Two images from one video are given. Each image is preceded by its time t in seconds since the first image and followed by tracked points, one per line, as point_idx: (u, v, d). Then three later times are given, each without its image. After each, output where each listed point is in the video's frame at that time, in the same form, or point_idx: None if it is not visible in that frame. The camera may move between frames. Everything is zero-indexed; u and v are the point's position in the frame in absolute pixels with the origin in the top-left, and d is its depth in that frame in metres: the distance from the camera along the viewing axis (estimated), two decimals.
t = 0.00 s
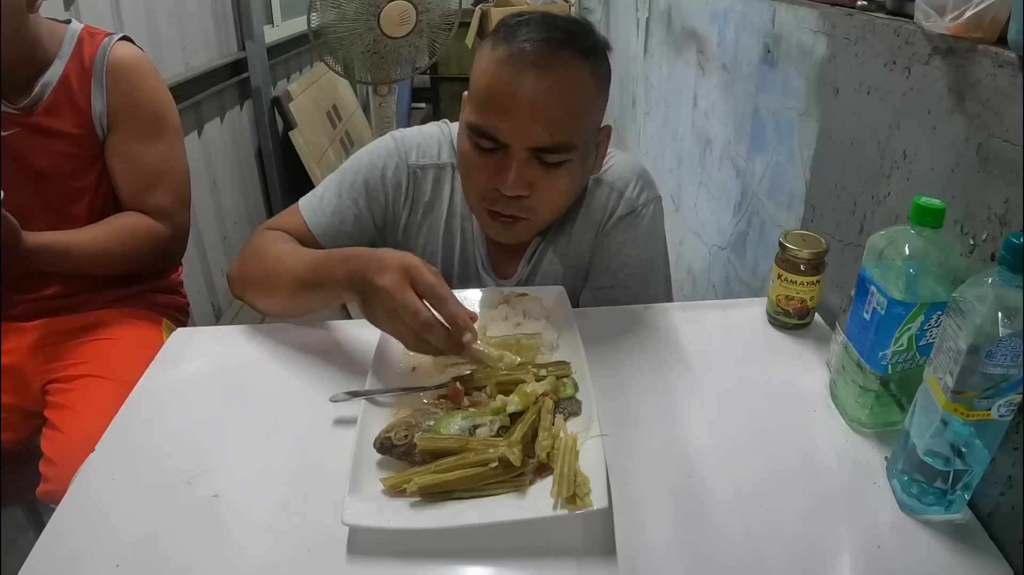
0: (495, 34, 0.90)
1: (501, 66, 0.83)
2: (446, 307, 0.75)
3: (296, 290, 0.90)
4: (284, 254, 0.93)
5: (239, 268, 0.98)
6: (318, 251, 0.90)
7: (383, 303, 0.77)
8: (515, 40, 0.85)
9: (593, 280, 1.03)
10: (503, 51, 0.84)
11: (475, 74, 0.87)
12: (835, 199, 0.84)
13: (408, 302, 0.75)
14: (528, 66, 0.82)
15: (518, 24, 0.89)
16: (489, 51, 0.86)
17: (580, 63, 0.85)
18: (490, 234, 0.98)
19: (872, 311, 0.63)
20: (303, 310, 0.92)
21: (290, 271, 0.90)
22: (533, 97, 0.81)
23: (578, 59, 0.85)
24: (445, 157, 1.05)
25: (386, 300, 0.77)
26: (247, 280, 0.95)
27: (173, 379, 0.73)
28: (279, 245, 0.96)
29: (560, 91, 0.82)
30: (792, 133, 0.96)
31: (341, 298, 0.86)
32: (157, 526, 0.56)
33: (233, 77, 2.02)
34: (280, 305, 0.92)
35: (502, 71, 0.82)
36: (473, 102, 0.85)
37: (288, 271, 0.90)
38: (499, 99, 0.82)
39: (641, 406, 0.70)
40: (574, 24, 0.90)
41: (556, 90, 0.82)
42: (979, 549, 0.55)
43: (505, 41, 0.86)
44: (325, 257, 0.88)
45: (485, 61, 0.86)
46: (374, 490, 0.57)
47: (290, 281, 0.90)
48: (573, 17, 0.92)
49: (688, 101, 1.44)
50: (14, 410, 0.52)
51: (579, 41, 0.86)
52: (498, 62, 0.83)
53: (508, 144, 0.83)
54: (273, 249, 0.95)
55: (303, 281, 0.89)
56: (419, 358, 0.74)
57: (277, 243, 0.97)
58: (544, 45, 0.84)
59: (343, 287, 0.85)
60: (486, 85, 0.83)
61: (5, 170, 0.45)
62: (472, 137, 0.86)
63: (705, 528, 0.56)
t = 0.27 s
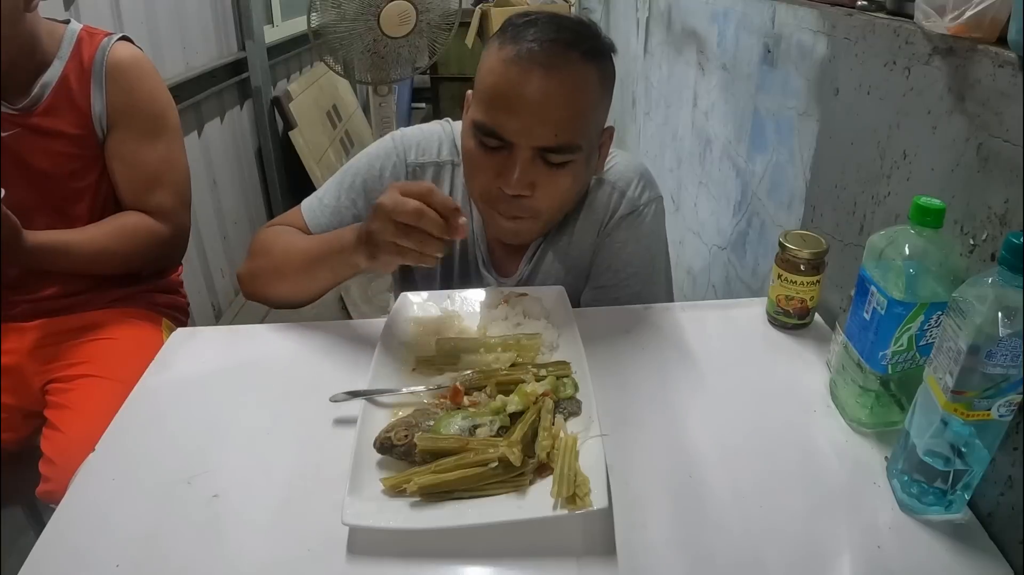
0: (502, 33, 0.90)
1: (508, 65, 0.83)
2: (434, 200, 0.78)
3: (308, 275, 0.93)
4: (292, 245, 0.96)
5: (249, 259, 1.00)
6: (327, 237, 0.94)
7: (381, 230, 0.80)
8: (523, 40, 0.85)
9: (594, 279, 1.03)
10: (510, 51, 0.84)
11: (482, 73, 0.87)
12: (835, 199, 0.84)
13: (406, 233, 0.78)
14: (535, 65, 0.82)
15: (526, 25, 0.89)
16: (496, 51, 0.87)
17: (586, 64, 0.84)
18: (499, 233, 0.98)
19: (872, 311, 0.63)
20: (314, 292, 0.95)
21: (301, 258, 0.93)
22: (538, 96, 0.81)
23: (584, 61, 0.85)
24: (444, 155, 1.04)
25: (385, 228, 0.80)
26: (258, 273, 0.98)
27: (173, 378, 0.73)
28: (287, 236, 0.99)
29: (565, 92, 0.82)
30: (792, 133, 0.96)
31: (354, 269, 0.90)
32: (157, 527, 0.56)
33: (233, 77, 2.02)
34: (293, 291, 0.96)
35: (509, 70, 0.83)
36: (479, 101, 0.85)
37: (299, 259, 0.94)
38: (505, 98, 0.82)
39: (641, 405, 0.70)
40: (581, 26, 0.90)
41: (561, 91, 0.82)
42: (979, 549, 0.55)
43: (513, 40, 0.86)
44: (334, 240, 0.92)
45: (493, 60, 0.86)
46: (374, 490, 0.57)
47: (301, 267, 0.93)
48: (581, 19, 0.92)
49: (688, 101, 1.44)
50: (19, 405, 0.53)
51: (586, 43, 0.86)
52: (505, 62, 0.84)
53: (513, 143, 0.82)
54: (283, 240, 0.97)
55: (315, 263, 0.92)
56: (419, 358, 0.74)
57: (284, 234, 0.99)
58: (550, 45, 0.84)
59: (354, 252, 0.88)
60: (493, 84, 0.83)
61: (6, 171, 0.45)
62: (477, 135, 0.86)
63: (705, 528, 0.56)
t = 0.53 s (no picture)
0: (503, 31, 0.90)
1: (508, 61, 0.83)
2: (448, 273, 0.78)
3: (307, 272, 0.93)
4: (293, 241, 0.95)
5: (250, 253, 1.01)
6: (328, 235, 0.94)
7: (383, 257, 0.81)
8: (524, 37, 0.85)
9: (595, 278, 1.04)
10: (510, 48, 0.84)
11: (483, 69, 0.87)
12: (835, 199, 0.84)
13: (414, 261, 0.78)
14: (535, 62, 0.82)
15: (526, 22, 0.89)
16: (497, 47, 0.87)
17: (586, 62, 0.84)
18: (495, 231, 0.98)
19: (872, 311, 0.63)
20: (314, 290, 0.95)
21: (301, 254, 0.93)
22: (538, 92, 0.81)
23: (584, 58, 0.85)
24: (445, 153, 1.04)
25: (392, 258, 0.81)
26: (258, 268, 0.98)
27: (173, 378, 0.73)
28: (288, 231, 0.98)
29: (565, 89, 0.82)
30: (792, 133, 0.96)
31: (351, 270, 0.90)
32: (157, 526, 0.56)
33: (233, 77, 2.02)
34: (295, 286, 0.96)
35: (509, 67, 0.82)
36: (480, 98, 0.85)
37: (299, 256, 0.93)
38: (505, 95, 0.82)
39: (640, 405, 0.70)
40: (581, 22, 0.89)
41: (561, 88, 0.82)
42: (979, 549, 0.55)
43: (513, 37, 0.86)
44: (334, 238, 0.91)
45: (493, 56, 0.86)
46: (373, 490, 0.57)
47: (301, 264, 0.93)
48: (581, 16, 0.92)
49: (688, 101, 1.44)
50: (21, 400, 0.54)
51: (586, 40, 0.86)
52: (505, 58, 0.83)
53: (512, 139, 0.82)
54: (284, 236, 0.97)
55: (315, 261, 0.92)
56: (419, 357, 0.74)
57: (285, 230, 0.99)
58: (550, 42, 0.83)
59: (354, 257, 0.88)
60: (493, 81, 0.83)
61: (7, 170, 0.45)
62: (477, 132, 0.86)
63: (705, 528, 0.56)
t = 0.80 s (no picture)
0: (504, 30, 0.90)
1: (510, 61, 0.83)
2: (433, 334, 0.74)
3: (298, 284, 0.92)
4: (288, 248, 0.94)
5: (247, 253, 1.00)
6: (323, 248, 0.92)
7: (373, 293, 0.78)
8: (525, 37, 0.85)
9: (595, 277, 1.04)
10: (512, 47, 0.84)
11: (484, 69, 0.87)
12: (835, 200, 0.84)
13: (403, 312, 0.75)
14: (537, 62, 0.82)
15: (527, 21, 0.89)
16: (498, 47, 0.87)
17: (588, 61, 0.85)
18: (496, 227, 0.99)
19: (872, 311, 0.63)
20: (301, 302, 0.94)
21: (293, 264, 0.92)
22: (541, 92, 0.81)
23: (586, 58, 0.85)
24: (446, 154, 1.05)
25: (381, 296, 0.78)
26: (254, 269, 0.98)
27: (173, 379, 0.73)
28: (285, 237, 0.97)
29: (568, 88, 0.82)
30: (792, 133, 0.96)
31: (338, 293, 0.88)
32: (157, 526, 0.56)
33: (233, 77, 2.02)
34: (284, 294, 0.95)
35: (511, 66, 0.82)
36: (482, 97, 0.85)
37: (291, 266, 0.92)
38: (507, 94, 0.82)
39: (641, 405, 0.70)
40: (582, 22, 0.90)
41: (564, 88, 0.82)
42: (979, 549, 0.55)
43: (515, 37, 0.86)
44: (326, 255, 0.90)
45: (495, 56, 0.86)
46: (374, 490, 0.57)
47: (292, 275, 0.92)
48: (581, 15, 0.92)
49: (688, 101, 1.44)
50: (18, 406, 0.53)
51: (587, 39, 0.86)
52: (507, 58, 0.83)
53: (515, 138, 0.83)
54: (280, 241, 0.96)
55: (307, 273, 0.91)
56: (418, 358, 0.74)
57: (283, 235, 0.97)
58: (552, 41, 0.84)
59: (343, 282, 0.86)
60: (495, 80, 0.83)
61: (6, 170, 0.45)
62: (480, 131, 0.86)
63: (705, 528, 0.56)
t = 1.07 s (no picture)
0: (509, 31, 0.90)
1: (516, 62, 0.83)
2: (429, 328, 0.74)
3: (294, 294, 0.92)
4: (287, 257, 0.94)
5: (245, 259, 1.00)
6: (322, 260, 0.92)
7: (368, 292, 0.79)
8: (531, 38, 0.85)
9: (595, 277, 1.04)
10: (518, 48, 0.84)
11: (489, 69, 0.87)
12: (835, 200, 0.84)
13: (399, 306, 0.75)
14: (543, 63, 0.82)
15: (533, 22, 0.89)
16: (503, 47, 0.87)
17: (594, 63, 0.85)
18: (496, 230, 0.98)
19: (872, 311, 0.63)
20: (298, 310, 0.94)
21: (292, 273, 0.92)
22: (547, 93, 0.81)
23: (592, 61, 0.85)
24: (445, 156, 1.05)
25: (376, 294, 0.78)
26: (252, 275, 0.98)
27: (173, 378, 0.73)
28: (285, 245, 0.96)
29: (574, 90, 0.82)
30: (792, 133, 0.96)
31: (334, 305, 0.88)
32: (157, 526, 0.56)
33: (233, 77, 2.02)
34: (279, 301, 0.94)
35: (517, 67, 0.82)
36: (486, 98, 0.85)
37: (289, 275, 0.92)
38: (513, 96, 0.82)
39: (641, 405, 0.70)
40: (588, 24, 0.90)
41: (570, 89, 0.82)
42: (979, 549, 0.55)
43: (521, 38, 0.86)
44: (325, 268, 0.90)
45: (500, 57, 0.86)
46: (374, 490, 0.57)
47: (289, 284, 0.92)
48: (587, 18, 0.92)
49: (688, 101, 1.44)
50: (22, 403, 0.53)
51: (593, 42, 0.86)
52: (512, 58, 0.83)
53: (519, 139, 0.82)
54: (279, 249, 0.96)
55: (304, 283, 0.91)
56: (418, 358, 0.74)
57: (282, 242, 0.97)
58: (558, 43, 0.84)
59: (339, 294, 0.86)
60: (500, 80, 0.83)
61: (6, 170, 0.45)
62: (483, 132, 0.85)
63: (704, 528, 0.56)
